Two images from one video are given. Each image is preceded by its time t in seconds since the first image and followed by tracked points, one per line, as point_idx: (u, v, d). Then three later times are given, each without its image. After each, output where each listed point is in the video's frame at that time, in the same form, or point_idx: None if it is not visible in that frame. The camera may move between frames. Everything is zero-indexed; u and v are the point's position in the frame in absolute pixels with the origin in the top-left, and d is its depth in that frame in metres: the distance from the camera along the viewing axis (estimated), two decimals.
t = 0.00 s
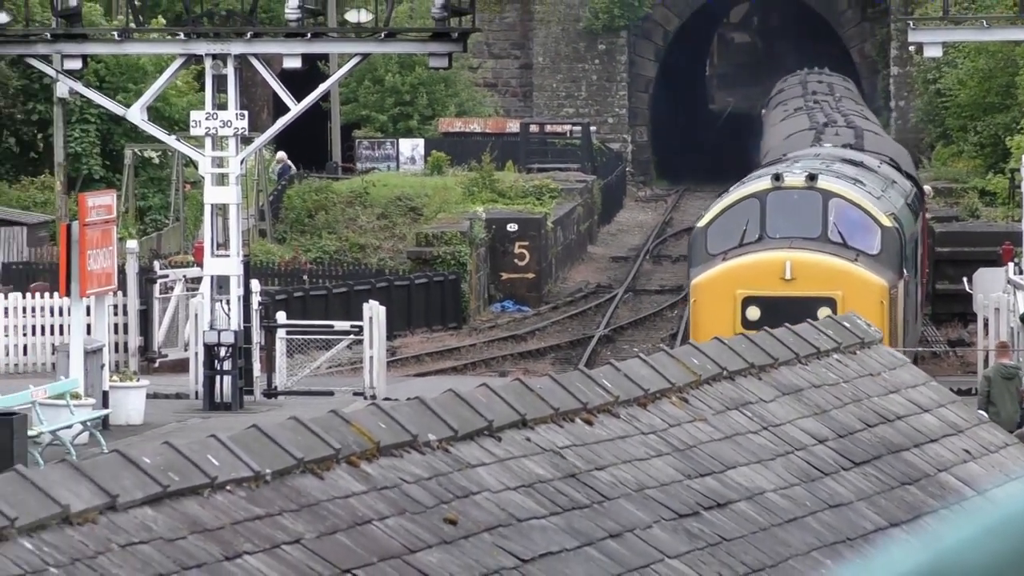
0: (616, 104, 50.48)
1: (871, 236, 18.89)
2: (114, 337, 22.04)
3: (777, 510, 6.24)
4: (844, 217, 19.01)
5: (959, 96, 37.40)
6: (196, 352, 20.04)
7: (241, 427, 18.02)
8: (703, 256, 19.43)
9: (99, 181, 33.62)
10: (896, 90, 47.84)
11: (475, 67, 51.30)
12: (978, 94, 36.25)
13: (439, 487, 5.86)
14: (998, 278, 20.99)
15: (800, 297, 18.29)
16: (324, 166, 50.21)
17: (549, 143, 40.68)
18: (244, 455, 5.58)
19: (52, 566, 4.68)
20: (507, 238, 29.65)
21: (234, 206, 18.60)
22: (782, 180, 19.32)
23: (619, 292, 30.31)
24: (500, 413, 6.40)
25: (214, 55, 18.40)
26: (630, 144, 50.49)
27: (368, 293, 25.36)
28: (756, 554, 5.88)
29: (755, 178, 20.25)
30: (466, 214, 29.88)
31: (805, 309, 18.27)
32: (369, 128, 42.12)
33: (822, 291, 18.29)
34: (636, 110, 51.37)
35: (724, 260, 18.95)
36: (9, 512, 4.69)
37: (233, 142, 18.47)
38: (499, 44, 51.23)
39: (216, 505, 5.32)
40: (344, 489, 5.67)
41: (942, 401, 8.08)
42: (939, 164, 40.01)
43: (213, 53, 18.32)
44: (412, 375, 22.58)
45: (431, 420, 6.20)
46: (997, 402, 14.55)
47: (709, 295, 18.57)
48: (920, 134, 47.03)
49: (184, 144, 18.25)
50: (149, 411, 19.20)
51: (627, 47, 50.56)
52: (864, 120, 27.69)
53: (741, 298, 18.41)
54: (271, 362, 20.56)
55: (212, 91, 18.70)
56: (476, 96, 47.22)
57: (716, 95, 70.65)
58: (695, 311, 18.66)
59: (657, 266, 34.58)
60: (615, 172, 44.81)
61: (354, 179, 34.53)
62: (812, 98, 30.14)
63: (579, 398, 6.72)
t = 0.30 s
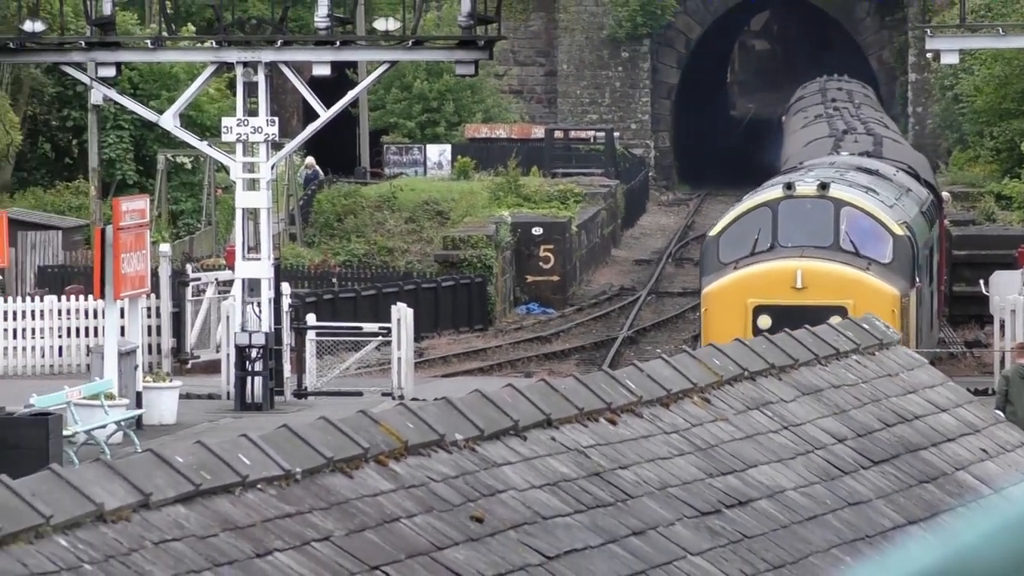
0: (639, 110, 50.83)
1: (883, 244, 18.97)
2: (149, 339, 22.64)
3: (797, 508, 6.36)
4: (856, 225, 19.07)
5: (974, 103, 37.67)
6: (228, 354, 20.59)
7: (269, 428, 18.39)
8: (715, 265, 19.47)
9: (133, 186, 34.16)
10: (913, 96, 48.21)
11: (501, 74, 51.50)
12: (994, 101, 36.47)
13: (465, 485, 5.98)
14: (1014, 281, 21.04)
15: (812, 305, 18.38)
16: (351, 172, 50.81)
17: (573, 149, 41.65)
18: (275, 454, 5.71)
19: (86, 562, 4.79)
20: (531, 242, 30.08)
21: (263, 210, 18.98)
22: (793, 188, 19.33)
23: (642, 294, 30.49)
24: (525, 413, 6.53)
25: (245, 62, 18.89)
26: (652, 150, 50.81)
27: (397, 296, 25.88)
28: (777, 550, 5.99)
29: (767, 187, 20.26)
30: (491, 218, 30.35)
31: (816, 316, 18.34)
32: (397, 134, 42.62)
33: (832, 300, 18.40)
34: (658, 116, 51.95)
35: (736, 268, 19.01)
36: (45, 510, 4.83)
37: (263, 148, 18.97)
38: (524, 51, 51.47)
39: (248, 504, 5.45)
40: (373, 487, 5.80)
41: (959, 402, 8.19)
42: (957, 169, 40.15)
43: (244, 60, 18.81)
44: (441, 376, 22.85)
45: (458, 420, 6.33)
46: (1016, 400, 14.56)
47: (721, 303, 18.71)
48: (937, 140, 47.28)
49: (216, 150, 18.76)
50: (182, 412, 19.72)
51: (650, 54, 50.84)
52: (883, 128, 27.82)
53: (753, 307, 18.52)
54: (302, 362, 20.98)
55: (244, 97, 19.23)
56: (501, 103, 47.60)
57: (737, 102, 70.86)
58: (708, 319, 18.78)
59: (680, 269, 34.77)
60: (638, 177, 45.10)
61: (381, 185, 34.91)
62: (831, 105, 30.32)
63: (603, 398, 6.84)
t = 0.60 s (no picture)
0: (656, 114, 50.98)
1: (887, 251, 19.01)
2: (173, 338, 22.98)
3: (810, 506, 6.47)
4: (859, 232, 19.14)
5: (986, 107, 37.80)
6: (252, 353, 21.15)
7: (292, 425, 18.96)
8: (719, 273, 19.61)
9: (160, 188, 34.59)
10: (926, 100, 48.35)
11: (520, 79, 51.59)
12: (1005, 106, 36.60)
13: (485, 483, 6.09)
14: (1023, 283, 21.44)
15: (814, 313, 18.44)
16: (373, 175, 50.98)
17: (591, 152, 41.77)
18: (299, 452, 5.82)
19: (113, 557, 4.90)
20: (550, 243, 30.59)
21: (287, 213, 19.63)
22: (797, 195, 19.43)
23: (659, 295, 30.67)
24: (544, 412, 6.65)
25: (269, 68, 19.13)
26: (669, 153, 51.02)
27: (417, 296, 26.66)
28: (790, 547, 6.11)
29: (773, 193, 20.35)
30: (510, 221, 30.71)
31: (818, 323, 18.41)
32: (417, 138, 43.13)
33: (835, 306, 18.44)
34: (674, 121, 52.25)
35: (739, 276, 19.13)
36: (72, 507, 4.95)
37: (287, 152, 19.50)
38: (543, 56, 51.53)
39: (272, 500, 5.56)
40: (394, 484, 5.91)
41: (969, 400, 8.29)
42: (968, 171, 40.30)
43: (268, 65, 19.06)
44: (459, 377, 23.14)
45: (478, 419, 6.45)
46: None
47: (724, 310, 18.85)
48: (948, 144, 47.45)
49: (240, 153, 19.22)
50: (208, 408, 20.29)
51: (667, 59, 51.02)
52: (896, 133, 27.94)
53: (755, 314, 18.63)
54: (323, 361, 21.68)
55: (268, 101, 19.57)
56: (520, 107, 47.86)
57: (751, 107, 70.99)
58: (712, 327, 18.92)
59: (696, 270, 34.92)
60: (655, 180, 45.31)
61: (401, 187, 35.15)
62: (844, 110, 30.43)
63: (619, 397, 6.96)
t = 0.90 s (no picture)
0: (665, 121, 51.34)
1: (883, 259, 19.12)
2: (193, 339, 23.12)
3: (816, 503, 6.59)
4: (855, 240, 19.21)
5: (990, 112, 38.04)
6: (270, 354, 21.41)
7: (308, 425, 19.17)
8: (714, 281, 19.69)
9: (179, 193, 35.13)
10: (929, 106, 48.58)
11: (532, 85, 51.78)
12: (1008, 111, 36.82)
13: (498, 481, 6.22)
14: None
15: (810, 320, 18.47)
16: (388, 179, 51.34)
17: (601, 157, 41.68)
18: (316, 452, 5.96)
19: (133, 554, 5.03)
20: (561, 246, 30.68)
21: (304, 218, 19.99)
22: (792, 203, 19.49)
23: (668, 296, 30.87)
24: (555, 411, 6.78)
25: (286, 74, 19.43)
26: (678, 158, 51.33)
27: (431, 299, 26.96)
28: (796, 543, 6.23)
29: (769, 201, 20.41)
30: (521, 224, 30.92)
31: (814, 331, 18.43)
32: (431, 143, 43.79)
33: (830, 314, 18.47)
34: (683, 125, 52.53)
35: (734, 284, 19.17)
36: (93, 504, 5.08)
37: (303, 157, 19.89)
38: (554, 63, 51.66)
39: (288, 498, 5.68)
40: (409, 482, 6.04)
41: (972, 400, 8.40)
42: (972, 176, 40.51)
43: (285, 72, 19.36)
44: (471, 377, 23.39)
45: (491, 418, 6.58)
46: None
47: (719, 318, 18.84)
48: (951, 149, 47.71)
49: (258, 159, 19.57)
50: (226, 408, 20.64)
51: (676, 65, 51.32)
52: (901, 140, 28.11)
53: (750, 322, 18.62)
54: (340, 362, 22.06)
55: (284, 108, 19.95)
56: (532, 113, 48.21)
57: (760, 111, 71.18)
58: (706, 335, 18.89)
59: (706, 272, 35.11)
60: (665, 184, 45.63)
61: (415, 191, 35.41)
62: (849, 117, 30.62)
63: (630, 396, 7.09)
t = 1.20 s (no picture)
0: (679, 118, 51.47)
1: (882, 260, 19.29)
2: (217, 332, 23.68)
3: (826, 493, 6.72)
4: (854, 240, 19.35)
5: (998, 110, 38.25)
6: (292, 347, 22.11)
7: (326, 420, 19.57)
8: (714, 281, 19.80)
9: (202, 187, 36.00)
10: (937, 103, 48.79)
11: (547, 83, 52.11)
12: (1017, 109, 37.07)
13: (514, 471, 6.35)
14: None
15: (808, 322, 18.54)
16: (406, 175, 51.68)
17: (616, 153, 42.16)
18: (336, 442, 6.08)
19: (157, 542, 5.16)
20: (576, 241, 31.00)
21: (324, 212, 20.58)
22: (792, 204, 19.61)
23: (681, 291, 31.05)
24: (570, 403, 6.92)
25: (307, 73, 20.08)
26: (691, 154, 51.54)
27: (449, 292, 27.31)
28: (807, 533, 6.36)
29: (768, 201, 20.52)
30: (537, 219, 31.08)
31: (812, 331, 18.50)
32: (450, 140, 44.52)
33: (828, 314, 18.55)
34: (696, 123, 52.80)
35: (732, 285, 19.26)
36: (118, 494, 5.22)
37: (324, 153, 20.52)
38: (570, 62, 52.06)
39: (309, 488, 5.81)
40: (427, 472, 6.16)
41: (980, 392, 8.52)
42: (981, 173, 40.99)
43: (306, 71, 20.01)
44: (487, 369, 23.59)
45: (507, 409, 6.71)
46: None
47: (717, 319, 18.88)
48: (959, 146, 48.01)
49: (280, 155, 20.19)
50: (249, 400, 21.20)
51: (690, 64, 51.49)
52: (911, 139, 28.39)
53: (749, 323, 18.67)
54: (358, 353, 22.98)
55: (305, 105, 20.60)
56: (547, 111, 48.58)
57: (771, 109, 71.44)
58: (704, 336, 18.92)
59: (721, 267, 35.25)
60: (678, 180, 45.85)
61: (434, 187, 35.59)
62: (859, 115, 30.81)
63: (644, 388, 7.23)
